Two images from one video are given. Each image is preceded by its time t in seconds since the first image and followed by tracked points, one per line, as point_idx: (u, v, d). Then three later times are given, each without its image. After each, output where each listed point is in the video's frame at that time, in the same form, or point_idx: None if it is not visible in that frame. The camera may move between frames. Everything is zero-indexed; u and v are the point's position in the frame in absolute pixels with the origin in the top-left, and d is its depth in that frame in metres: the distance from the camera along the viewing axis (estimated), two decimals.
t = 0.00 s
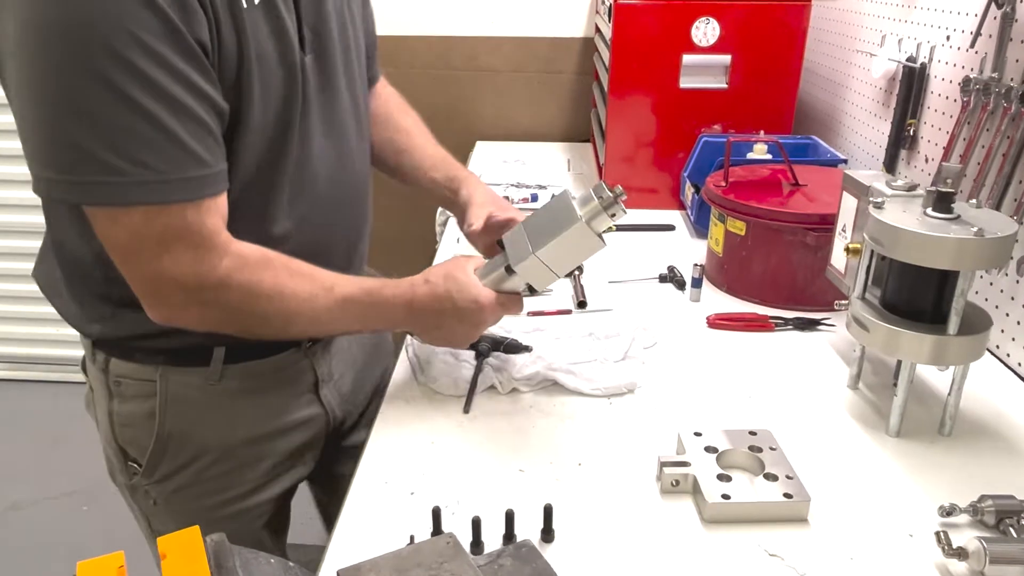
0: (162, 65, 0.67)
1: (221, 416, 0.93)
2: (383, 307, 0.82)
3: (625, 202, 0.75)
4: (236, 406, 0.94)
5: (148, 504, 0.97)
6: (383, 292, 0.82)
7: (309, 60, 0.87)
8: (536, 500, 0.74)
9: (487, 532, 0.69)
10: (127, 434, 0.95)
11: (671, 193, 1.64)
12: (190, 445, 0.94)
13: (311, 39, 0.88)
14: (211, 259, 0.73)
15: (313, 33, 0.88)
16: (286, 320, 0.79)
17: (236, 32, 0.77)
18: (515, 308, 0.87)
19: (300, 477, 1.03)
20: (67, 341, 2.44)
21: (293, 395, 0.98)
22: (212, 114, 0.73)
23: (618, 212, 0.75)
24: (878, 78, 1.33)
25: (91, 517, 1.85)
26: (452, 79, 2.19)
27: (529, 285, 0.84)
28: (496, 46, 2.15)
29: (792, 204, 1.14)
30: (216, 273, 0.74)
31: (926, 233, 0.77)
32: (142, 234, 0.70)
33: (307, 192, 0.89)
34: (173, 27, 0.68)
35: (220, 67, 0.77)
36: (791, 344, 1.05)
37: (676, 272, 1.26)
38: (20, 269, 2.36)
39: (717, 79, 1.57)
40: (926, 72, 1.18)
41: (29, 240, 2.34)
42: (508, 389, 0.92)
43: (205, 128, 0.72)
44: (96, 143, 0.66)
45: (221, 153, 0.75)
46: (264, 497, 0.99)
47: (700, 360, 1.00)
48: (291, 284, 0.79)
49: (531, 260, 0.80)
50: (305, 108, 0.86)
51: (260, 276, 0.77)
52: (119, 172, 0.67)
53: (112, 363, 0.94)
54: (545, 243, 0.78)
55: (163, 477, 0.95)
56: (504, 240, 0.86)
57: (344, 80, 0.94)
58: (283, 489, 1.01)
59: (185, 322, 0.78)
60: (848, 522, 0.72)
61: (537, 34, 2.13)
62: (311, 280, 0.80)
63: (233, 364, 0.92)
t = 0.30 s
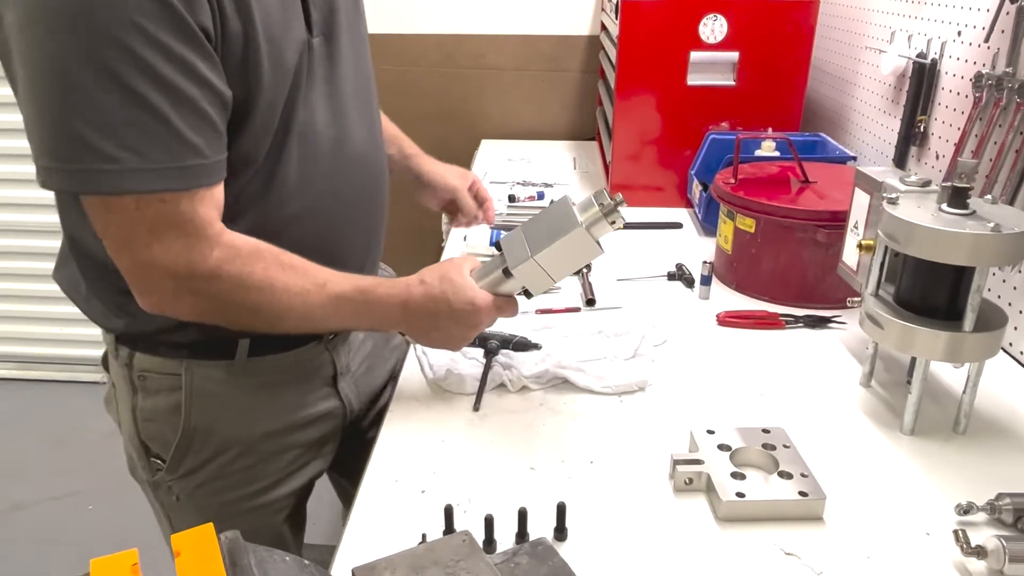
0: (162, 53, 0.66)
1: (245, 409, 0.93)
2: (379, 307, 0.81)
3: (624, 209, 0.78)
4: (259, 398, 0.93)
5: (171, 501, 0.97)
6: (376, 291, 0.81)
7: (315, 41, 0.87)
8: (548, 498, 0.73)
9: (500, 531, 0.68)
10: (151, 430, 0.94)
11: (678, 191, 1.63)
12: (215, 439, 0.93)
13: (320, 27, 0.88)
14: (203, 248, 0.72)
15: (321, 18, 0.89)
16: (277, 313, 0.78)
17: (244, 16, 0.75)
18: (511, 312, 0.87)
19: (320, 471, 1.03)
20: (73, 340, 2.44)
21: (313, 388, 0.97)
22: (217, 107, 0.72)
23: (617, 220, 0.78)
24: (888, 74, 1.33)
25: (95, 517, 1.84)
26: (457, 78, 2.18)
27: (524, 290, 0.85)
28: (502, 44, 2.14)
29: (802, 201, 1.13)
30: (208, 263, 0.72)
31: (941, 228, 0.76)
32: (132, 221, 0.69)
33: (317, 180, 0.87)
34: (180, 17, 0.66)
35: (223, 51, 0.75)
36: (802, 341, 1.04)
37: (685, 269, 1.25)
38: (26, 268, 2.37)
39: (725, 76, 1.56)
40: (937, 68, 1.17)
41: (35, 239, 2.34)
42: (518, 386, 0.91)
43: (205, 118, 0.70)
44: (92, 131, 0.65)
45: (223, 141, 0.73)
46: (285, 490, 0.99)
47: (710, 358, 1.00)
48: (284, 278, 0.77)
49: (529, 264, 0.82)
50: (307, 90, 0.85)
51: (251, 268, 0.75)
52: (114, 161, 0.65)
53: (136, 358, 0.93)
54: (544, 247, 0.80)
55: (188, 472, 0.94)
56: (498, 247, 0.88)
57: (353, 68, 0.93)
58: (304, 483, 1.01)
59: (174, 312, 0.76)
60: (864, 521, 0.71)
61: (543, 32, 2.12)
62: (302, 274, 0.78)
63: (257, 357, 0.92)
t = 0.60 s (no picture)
0: (218, 24, 0.67)
1: (277, 386, 0.93)
2: (386, 297, 0.81)
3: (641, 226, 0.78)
4: (295, 374, 0.94)
5: (201, 473, 0.98)
6: (385, 280, 0.80)
7: (366, 36, 0.88)
8: (554, 501, 0.73)
9: (505, 533, 0.68)
10: (188, 401, 0.96)
11: (681, 192, 1.63)
12: (248, 414, 0.94)
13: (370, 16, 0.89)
14: (221, 209, 0.72)
15: (373, 10, 0.89)
16: (282, 286, 0.77)
17: None
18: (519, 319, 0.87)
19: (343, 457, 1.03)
20: (76, 340, 2.45)
21: (342, 371, 0.98)
22: (268, 86, 0.72)
23: (631, 235, 0.78)
24: (892, 75, 1.32)
25: (98, 518, 1.85)
26: (461, 79, 2.18)
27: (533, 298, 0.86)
28: (505, 45, 2.14)
29: (806, 203, 1.13)
30: (223, 225, 0.73)
31: (946, 231, 0.76)
32: (158, 174, 0.70)
33: (363, 160, 0.88)
34: None
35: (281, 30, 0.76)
36: (806, 343, 1.04)
37: (688, 271, 1.25)
38: (30, 267, 2.38)
39: (728, 77, 1.56)
40: (942, 69, 1.17)
41: (38, 240, 2.35)
42: (523, 389, 0.92)
43: (252, 93, 0.71)
44: (143, 86, 0.66)
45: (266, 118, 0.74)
46: (312, 471, 1.00)
47: (714, 360, 1.00)
48: (294, 253, 0.77)
49: (539, 273, 0.82)
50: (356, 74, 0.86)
51: (264, 237, 0.75)
52: (162, 118, 0.67)
53: (179, 330, 0.94)
54: (555, 257, 0.81)
55: (220, 444, 0.95)
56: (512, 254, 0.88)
57: (399, 60, 0.94)
58: (328, 468, 1.01)
59: (184, 268, 0.76)
60: (868, 524, 0.71)
61: (546, 33, 2.12)
62: (316, 253, 0.78)
63: (292, 335, 0.92)
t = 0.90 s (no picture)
0: (251, 8, 0.69)
1: (289, 356, 0.95)
2: (381, 281, 0.81)
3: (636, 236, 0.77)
4: (307, 347, 0.95)
5: (214, 437, 1.00)
6: (381, 264, 0.80)
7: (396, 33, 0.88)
8: (552, 501, 0.73)
9: (503, 533, 0.68)
10: (206, 366, 0.97)
11: (681, 192, 1.63)
12: (260, 382, 0.95)
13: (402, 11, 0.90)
14: (231, 176, 0.74)
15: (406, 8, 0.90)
16: (280, 257, 0.78)
17: None
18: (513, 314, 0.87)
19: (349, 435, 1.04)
20: (76, 340, 2.45)
21: (351, 350, 0.99)
22: (296, 72, 0.74)
23: (624, 242, 0.76)
24: (891, 75, 1.32)
25: (97, 518, 1.84)
26: (461, 78, 2.18)
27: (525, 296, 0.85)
28: (505, 45, 2.14)
29: (805, 203, 1.13)
30: (230, 192, 0.74)
31: (943, 231, 0.76)
32: (177, 136, 0.72)
33: (385, 147, 0.89)
34: None
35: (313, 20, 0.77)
36: (805, 343, 1.04)
37: (687, 271, 1.25)
38: (29, 268, 2.38)
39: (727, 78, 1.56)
40: (941, 69, 1.17)
41: (37, 240, 2.35)
42: (521, 388, 0.91)
43: (280, 77, 0.73)
44: (176, 59, 0.68)
45: (291, 102, 0.76)
46: (317, 445, 1.00)
47: (713, 360, 1.00)
48: (294, 227, 0.77)
49: (531, 272, 0.81)
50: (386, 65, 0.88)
51: (267, 208, 0.76)
52: (190, 90, 0.69)
53: (201, 297, 0.95)
54: (547, 257, 0.80)
55: (233, 410, 0.97)
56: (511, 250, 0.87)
57: (427, 57, 0.95)
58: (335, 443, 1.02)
59: (191, 228, 0.78)
60: (866, 524, 0.71)
61: (546, 34, 2.12)
62: (316, 229, 0.79)
63: (305, 309, 0.94)
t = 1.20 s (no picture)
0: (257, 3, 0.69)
1: (303, 345, 0.95)
2: (375, 273, 0.81)
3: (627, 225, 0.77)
4: (320, 337, 0.96)
5: (231, 430, 1.00)
6: (376, 257, 0.81)
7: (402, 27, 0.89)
8: (552, 497, 0.73)
9: (503, 529, 0.68)
10: (220, 358, 0.97)
11: (680, 190, 1.63)
12: (275, 372, 0.95)
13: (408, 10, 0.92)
14: (229, 166, 0.74)
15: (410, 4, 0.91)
16: (275, 247, 0.78)
17: None
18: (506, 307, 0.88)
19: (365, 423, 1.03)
20: (74, 339, 2.45)
21: (364, 338, 0.99)
22: (301, 70, 0.75)
23: (614, 232, 0.76)
24: (890, 73, 1.33)
25: (96, 517, 1.84)
26: (460, 77, 2.18)
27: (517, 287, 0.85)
28: (505, 44, 2.14)
29: (804, 200, 1.13)
30: (227, 182, 0.74)
31: (941, 228, 0.76)
32: (176, 124, 0.72)
33: (391, 141, 0.89)
34: None
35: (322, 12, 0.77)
36: (803, 340, 1.04)
37: (687, 269, 1.25)
38: (28, 267, 2.38)
39: (726, 76, 1.56)
40: (939, 67, 1.17)
41: (36, 239, 2.35)
42: (520, 385, 0.92)
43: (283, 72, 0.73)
44: (182, 53, 0.69)
45: (297, 96, 0.76)
46: (334, 434, 1.00)
47: (712, 357, 1.00)
48: (291, 218, 0.77)
49: (521, 263, 0.81)
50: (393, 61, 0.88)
51: (264, 198, 0.76)
52: (195, 84, 0.69)
53: (214, 289, 0.95)
54: (536, 248, 0.80)
55: (249, 401, 0.97)
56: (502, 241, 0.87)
57: (430, 54, 0.95)
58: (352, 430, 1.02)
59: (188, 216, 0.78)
60: (865, 520, 0.71)
61: (545, 33, 2.13)
62: (312, 221, 0.79)
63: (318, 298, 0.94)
